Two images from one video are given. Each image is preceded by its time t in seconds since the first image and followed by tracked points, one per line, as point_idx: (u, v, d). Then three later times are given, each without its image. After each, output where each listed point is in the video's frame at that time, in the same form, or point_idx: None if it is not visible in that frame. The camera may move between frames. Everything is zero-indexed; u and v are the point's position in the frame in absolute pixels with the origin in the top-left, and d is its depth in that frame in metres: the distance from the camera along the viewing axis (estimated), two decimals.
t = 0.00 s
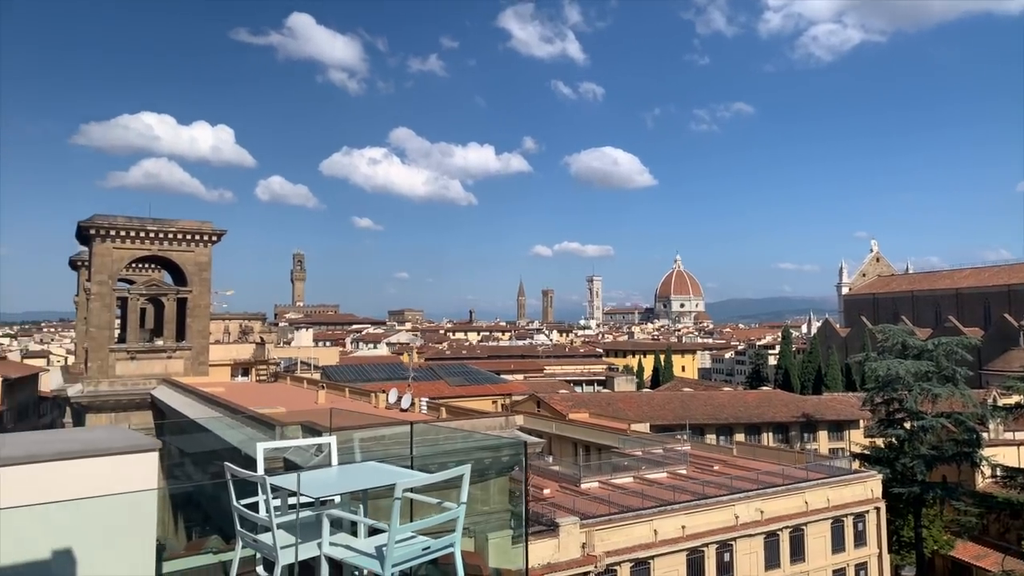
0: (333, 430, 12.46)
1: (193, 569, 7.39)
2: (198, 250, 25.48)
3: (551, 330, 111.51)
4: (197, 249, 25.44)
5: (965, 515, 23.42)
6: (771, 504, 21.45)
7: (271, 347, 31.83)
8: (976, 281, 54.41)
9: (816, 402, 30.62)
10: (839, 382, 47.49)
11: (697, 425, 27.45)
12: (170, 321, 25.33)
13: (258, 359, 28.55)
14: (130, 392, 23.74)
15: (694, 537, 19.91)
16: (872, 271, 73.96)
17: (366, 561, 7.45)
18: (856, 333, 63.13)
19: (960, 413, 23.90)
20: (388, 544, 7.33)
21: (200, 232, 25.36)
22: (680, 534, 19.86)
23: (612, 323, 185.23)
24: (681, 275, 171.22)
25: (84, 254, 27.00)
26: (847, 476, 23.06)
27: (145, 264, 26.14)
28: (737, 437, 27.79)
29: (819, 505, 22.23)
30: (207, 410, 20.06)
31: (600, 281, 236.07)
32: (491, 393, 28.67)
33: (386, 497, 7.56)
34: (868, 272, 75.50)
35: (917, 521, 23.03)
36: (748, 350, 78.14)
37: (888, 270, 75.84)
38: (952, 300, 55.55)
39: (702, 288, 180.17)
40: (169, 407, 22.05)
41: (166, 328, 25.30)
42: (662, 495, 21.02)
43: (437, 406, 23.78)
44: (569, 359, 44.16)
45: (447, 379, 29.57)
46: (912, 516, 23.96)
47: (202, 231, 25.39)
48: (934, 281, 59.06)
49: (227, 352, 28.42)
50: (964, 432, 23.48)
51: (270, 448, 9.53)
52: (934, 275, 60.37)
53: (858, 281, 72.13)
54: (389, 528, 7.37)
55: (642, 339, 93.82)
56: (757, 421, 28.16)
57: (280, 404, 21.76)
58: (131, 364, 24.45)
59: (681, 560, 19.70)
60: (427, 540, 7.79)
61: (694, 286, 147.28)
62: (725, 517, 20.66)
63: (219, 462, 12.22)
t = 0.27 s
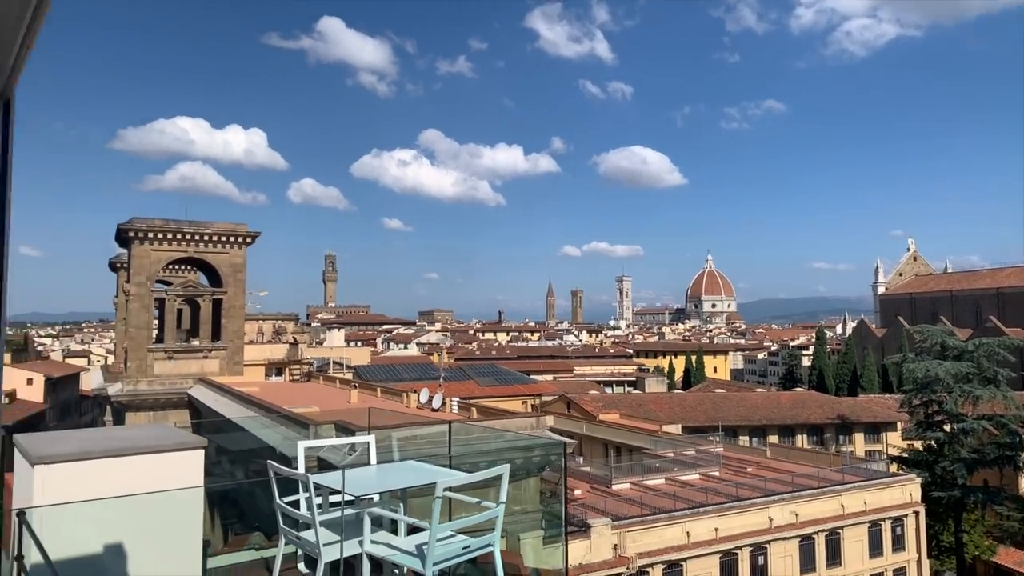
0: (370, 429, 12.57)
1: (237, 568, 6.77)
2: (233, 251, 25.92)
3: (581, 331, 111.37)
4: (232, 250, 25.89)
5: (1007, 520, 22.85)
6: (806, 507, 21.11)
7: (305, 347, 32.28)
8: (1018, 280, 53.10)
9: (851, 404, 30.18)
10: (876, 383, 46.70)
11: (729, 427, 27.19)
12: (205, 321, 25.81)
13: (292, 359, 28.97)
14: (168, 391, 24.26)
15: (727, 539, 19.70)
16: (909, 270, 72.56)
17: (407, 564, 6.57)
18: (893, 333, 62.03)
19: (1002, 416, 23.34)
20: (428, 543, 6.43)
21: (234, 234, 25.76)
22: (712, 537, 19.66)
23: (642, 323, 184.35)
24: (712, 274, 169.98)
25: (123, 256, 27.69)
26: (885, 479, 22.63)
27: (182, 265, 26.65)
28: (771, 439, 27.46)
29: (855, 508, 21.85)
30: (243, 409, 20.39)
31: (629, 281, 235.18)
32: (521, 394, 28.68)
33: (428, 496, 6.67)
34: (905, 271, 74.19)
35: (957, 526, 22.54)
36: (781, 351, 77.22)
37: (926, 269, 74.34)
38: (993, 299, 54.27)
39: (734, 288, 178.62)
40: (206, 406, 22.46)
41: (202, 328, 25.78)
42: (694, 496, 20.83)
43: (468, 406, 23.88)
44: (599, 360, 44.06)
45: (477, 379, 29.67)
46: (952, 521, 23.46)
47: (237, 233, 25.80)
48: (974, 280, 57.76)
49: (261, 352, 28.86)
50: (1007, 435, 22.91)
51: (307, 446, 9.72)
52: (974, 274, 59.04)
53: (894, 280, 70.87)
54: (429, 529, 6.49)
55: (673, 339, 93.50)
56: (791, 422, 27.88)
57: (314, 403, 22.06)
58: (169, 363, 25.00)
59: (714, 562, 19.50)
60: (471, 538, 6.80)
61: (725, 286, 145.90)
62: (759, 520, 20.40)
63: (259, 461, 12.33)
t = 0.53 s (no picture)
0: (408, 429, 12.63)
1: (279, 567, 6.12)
2: (269, 253, 26.26)
3: (613, 331, 111.08)
4: (268, 252, 26.23)
5: None
6: (844, 511, 20.75)
7: (339, 348, 32.65)
8: None
9: (890, 406, 29.66)
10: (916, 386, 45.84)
11: (765, 429, 26.89)
12: (242, 321, 26.19)
13: (327, 359, 29.34)
14: (206, 390, 24.70)
15: (763, 543, 19.46)
16: (950, 270, 71.04)
17: (451, 567, 5.66)
18: (933, 334, 60.84)
19: None
20: (472, 542, 5.54)
21: (270, 236, 26.02)
22: (748, 540, 19.43)
23: (673, 324, 183.23)
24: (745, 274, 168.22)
25: (163, 258, 28.26)
26: (927, 484, 22.18)
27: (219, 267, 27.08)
28: (807, 441, 27.10)
29: (896, 513, 21.44)
30: (279, 408, 20.67)
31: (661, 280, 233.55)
32: (553, 394, 28.63)
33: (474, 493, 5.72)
34: (946, 271, 72.56)
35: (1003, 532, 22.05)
36: (817, 352, 76.17)
37: (968, 268, 72.71)
38: None
39: (768, 288, 176.36)
40: (244, 405, 22.83)
41: (239, 329, 26.15)
42: (730, 499, 20.61)
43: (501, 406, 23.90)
44: (631, 361, 43.87)
45: (509, 379, 29.70)
46: (996, 526, 22.96)
47: (273, 235, 26.08)
48: (1018, 280, 56.36)
49: (297, 352, 29.28)
50: None
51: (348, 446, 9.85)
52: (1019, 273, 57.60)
53: (935, 280, 69.46)
54: (474, 528, 5.57)
55: (706, 340, 92.71)
56: (829, 425, 27.49)
57: (348, 403, 22.30)
58: (207, 363, 25.46)
59: (750, 566, 19.29)
60: (515, 540, 5.79)
61: (759, 286, 144.30)
62: (797, 523, 20.12)
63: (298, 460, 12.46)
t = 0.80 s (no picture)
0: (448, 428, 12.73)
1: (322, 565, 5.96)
2: (309, 254, 26.62)
3: (649, 331, 110.22)
4: (308, 253, 26.59)
5: None
6: (890, 514, 20.30)
7: (377, 347, 32.98)
8: None
9: (937, 407, 28.94)
10: (964, 386, 44.61)
11: (806, 430, 26.46)
12: (282, 321, 26.61)
13: (365, 359, 29.70)
14: (248, 389, 25.22)
15: (805, 546, 19.15)
16: (1000, 268, 68.95)
17: (494, 565, 5.38)
18: (982, 334, 59.13)
19: None
20: (516, 541, 5.22)
21: (309, 237, 26.33)
22: (790, 543, 19.15)
23: (710, 323, 181.19)
24: (785, 272, 165.24)
25: (206, 260, 28.89)
26: (976, 487, 21.58)
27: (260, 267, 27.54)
28: (850, 443, 26.60)
29: (943, 517, 20.91)
30: (320, 407, 21.00)
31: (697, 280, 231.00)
32: (590, 394, 28.56)
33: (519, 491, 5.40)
34: (995, 269, 70.49)
35: None
36: (860, 351, 74.64)
37: (1018, 265, 70.50)
38: None
39: (808, 287, 173.28)
40: (285, 404, 23.22)
41: (279, 328, 26.56)
42: (770, 501, 20.33)
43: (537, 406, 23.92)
44: (669, 361, 43.51)
45: (545, 379, 29.69)
46: None
47: (312, 236, 26.36)
48: None
49: (336, 352, 29.70)
50: None
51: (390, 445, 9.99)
52: None
53: (983, 278, 67.51)
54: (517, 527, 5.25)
55: (745, 339, 91.40)
56: (872, 426, 26.95)
57: (387, 402, 22.53)
58: (249, 363, 25.98)
59: (791, 569, 19.00)
60: (556, 540, 5.43)
61: (798, 285, 141.88)
62: (840, 526, 19.76)
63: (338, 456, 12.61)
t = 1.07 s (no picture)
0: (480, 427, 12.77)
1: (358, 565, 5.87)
2: (339, 255, 26.89)
3: (679, 331, 109.42)
4: (339, 254, 26.86)
5: None
6: (927, 517, 19.92)
7: (406, 347, 33.19)
8: None
9: (976, 409, 28.34)
10: (1005, 387, 43.53)
11: (840, 432, 26.05)
12: (314, 321, 26.86)
13: (395, 359, 29.92)
14: (281, 389, 25.57)
15: (840, 549, 18.85)
16: None
17: (528, 565, 5.28)
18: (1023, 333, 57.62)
19: None
20: (551, 539, 5.10)
21: (340, 239, 26.58)
22: (824, 546, 18.86)
23: (740, 323, 179.26)
24: (818, 270, 162.69)
25: (239, 261, 29.33)
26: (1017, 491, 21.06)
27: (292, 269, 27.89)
28: (885, 445, 26.14)
29: (983, 521, 20.43)
30: (350, 407, 21.20)
31: (728, 279, 228.23)
32: (619, 394, 28.40)
33: (551, 491, 5.34)
34: None
35: None
36: (896, 351, 73.27)
37: None
38: None
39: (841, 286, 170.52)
40: (316, 403, 23.49)
41: (311, 328, 26.83)
42: (804, 503, 20.05)
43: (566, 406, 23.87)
44: (699, 361, 43.12)
45: (574, 380, 29.60)
46: None
47: (342, 238, 26.61)
48: None
49: (366, 352, 29.96)
50: None
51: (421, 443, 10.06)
52: None
53: None
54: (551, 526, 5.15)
55: (777, 339, 90.32)
56: (908, 428, 26.46)
57: (417, 401, 22.67)
58: (282, 362, 26.33)
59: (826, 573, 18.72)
60: (589, 540, 5.34)
61: (831, 283, 139.71)
62: (875, 529, 19.42)
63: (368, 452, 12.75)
